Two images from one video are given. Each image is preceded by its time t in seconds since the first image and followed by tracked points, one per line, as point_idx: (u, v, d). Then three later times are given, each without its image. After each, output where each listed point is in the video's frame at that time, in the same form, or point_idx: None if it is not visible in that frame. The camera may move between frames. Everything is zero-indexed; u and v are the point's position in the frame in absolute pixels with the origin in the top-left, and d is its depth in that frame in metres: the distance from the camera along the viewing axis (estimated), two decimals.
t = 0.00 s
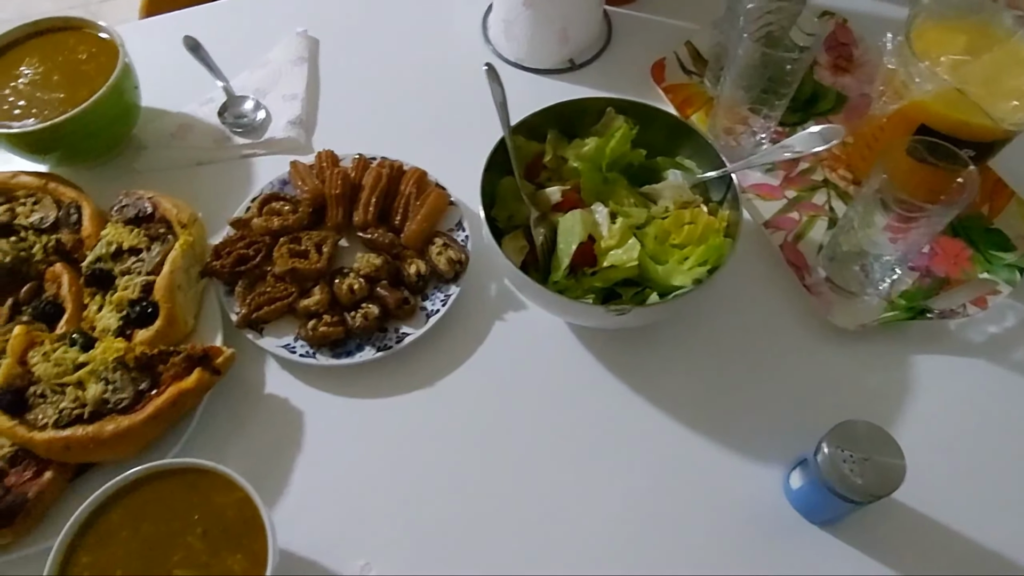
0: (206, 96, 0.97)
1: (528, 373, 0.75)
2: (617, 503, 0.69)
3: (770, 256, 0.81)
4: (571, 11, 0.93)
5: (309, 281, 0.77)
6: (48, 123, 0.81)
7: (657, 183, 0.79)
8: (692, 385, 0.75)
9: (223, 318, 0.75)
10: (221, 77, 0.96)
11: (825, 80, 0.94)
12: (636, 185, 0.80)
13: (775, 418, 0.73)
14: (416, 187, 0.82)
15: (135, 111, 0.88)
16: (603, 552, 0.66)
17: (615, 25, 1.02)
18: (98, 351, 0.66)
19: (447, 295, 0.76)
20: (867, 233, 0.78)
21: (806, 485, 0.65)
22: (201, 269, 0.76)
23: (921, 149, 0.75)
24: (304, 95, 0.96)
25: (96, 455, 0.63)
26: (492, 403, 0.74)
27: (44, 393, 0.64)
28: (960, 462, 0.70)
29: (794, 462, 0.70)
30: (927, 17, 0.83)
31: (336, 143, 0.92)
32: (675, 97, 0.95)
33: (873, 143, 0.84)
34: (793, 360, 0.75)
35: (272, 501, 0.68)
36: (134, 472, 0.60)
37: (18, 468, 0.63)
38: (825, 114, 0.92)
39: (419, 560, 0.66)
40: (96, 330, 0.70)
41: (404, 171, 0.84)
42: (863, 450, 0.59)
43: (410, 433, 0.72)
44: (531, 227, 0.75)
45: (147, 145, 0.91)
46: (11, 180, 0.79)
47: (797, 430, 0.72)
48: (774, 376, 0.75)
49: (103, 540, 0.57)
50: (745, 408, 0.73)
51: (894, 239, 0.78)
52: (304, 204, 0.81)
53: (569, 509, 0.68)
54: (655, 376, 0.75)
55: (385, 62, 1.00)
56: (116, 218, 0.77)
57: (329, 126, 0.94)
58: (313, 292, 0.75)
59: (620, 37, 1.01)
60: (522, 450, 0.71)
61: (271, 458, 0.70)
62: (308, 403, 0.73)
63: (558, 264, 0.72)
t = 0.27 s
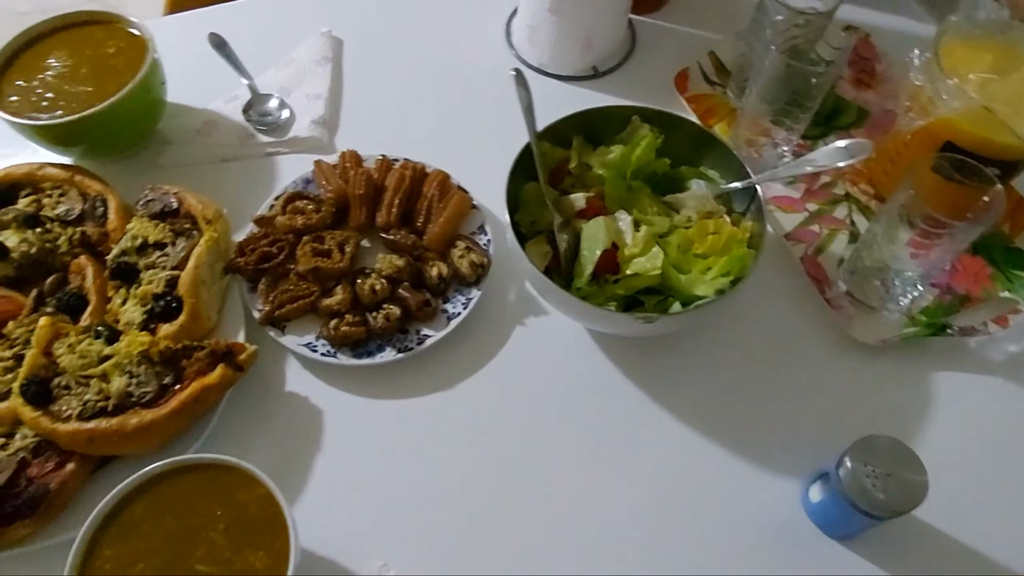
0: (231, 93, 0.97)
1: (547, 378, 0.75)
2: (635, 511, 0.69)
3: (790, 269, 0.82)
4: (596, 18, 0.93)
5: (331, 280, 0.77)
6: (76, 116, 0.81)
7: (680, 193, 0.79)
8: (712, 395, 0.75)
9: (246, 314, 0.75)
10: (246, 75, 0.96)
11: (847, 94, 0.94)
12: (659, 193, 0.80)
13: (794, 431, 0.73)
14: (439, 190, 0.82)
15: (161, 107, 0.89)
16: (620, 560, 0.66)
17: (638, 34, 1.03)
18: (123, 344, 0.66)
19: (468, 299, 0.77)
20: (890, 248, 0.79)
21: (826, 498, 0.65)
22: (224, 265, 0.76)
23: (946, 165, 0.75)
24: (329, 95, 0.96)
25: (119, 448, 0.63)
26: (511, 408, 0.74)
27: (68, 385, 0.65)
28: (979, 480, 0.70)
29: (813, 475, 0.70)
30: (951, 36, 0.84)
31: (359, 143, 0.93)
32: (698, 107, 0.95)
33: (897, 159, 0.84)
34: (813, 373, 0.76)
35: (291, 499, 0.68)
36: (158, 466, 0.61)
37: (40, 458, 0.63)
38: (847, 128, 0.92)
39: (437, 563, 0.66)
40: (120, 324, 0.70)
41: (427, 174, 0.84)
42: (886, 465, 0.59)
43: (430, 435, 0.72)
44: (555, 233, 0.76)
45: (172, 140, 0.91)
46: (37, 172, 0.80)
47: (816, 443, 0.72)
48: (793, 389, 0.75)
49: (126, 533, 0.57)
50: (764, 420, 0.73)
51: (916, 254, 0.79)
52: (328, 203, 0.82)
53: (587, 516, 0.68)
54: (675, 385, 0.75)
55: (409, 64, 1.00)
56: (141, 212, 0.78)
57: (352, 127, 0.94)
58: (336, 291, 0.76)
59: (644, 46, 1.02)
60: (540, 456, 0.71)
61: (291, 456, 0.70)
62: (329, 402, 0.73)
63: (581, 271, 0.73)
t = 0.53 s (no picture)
0: (266, 94, 0.98)
1: (579, 390, 0.75)
2: (665, 526, 0.68)
3: (823, 287, 0.81)
4: (633, 29, 0.93)
5: (365, 284, 0.77)
6: (118, 112, 0.82)
7: (716, 208, 0.79)
8: (743, 412, 0.74)
9: (280, 315, 0.76)
10: (282, 76, 0.97)
11: (882, 114, 0.94)
12: (695, 208, 0.80)
13: (825, 450, 0.72)
14: (474, 197, 0.82)
15: (200, 105, 0.89)
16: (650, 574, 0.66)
17: (673, 47, 1.03)
18: (161, 342, 0.67)
19: (501, 307, 0.77)
20: (926, 271, 0.79)
21: (859, 522, 0.65)
22: (260, 265, 0.77)
23: (988, 191, 0.74)
24: (363, 98, 0.97)
25: (155, 445, 0.63)
26: (542, 418, 0.74)
27: (105, 380, 0.65)
28: (1012, 507, 0.70)
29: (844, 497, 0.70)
30: (992, 61, 0.84)
31: (393, 146, 0.93)
32: (732, 123, 0.95)
33: (935, 181, 0.84)
34: (845, 394, 0.75)
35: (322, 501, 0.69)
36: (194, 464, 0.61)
37: (77, 452, 0.63)
38: (881, 149, 0.91)
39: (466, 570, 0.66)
40: (157, 320, 0.71)
41: (462, 180, 0.84)
42: (921, 491, 0.59)
43: (460, 442, 0.72)
44: (590, 243, 0.76)
45: (208, 139, 0.92)
46: (77, 166, 0.80)
47: (848, 464, 0.72)
48: (825, 409, 0.75)
49: (162, 530, 0.57)
50: (796, 439, 0.73)
51: (951, 277, 0.79)
52: (362, 206, 0.82)
53: (617, 529, 0.68)
54: (706, 401, 0.75)
55: (444, 70, 1.01)
56: (180, 210, 0.78)
57: (386, 130, 0.95)
58: (370, 295, 0.76)
59: (679, 59, 1.02)
60: (571, 467, 0.71)
61: (322, 458, 0.70)
62: (360, 405, 0.73)
63: (617, 284, 0.73)
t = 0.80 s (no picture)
0: (301, 100, 0.99)
1: (616, 401, 0.75)
2: (704, 540, 0.68)
3: (858, 302, 0.81)
4: (669, 42, 0.92)
5: (403, 292, 0.77)
6: (159, 118, 0.82)
7: (754, 222, 0.79)
8: (781, 426, 0.74)
9: (319, 322, 0.76)
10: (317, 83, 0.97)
11: (916, 129, 0.94)
12: (732, 221, 0.80)
13: (863, 466, 0.72)
14: (511, 207, 0.82)
15: (238, 111, 0.90)
16: None
17: (706, 58, 1.03)
18: (205, 348, 0.67)
19: (539, 317, 0.77)
20: (961, 289, 0.79)
21: (903, 538, 0.65)
22: (299, 272, 0.77)
23: None
24: (397, 106, 0.97)
25: (200, 451, 0.63)
26: (580, 429, 0.74)
27: (150, 385, 0.65)
28: None
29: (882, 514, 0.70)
30: None
31: (428, 154, 0.93)
32: (765, 135, 0.95)
33: (975, 199, 0.84)
34: (882, 410, 0.75)
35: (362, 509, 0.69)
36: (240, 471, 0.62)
37: (121, 457, 0.64)
38: (915, 163, 0.92)
39: None
40: (199, 326, 0.71)
41: (499, 190, 0.84)
42: (968, 509, 0.60)
43: (498, 452, 0.72)
44: (629, 255, 0.76)
45: (245, 145, 0.93)
46: (118, 170, 0.81)
47: (886, 480, 0.72)
48: (863, 424, 0.75)
49: (209, 537, 0.58)
50: (834, 454, 0.73)
51: (990, 296, 0.79)
52: (400, 214, 0.82)
53: (656, 542, 0.68)
54: (744, 414, 0.75)
55: (477, 78, 1.01)
56: (220, 216, 0.79)
57: (421, 138, 0.95)
58: (409, 304, 0.76)
59: (711, 70, 1.02)
60: (609, 479, 0.71)
61: (362, 466, 0.71)
62: (399, 413, 0.73)
63: (656, 297, 0.73)
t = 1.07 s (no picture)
0: (334, 106, 0.99)
1: (651, 412, 0.75)
2: (742, 553, 0.68)
3: (892, 317, 0.82)
4: (703, 56, 0.92)
5: (439, 299, 0.78)
6: (198, 123, 0.83)
7: (791, 235, 0.79)
8: (817, 440, 0.74)
9: (355, 329, 0.76)
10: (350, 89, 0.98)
11: (950, 143, 0.94)
12: (769, 234, 0.80)
13: (900, 481, 0.72)
14: (547, 216, 0.82)
15: (273, 118, 0.90)
16: None
17: (737, 69, 1.03)
18: (245, 353, 0.67)
19: (576, 327, 0.77)
20: (999, 305, 0.79)
21: (944, 555, 0.65)
22: (336, 279, 0.77)
23: None
24: (430, 113, 0.97)
25: (240, 455, 0.64)
26: (615, 440, 0.74)
27: (192, 389, 0.66)
28: None
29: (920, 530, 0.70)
30: None
31: (461, 162, 0.93)
32: (798, 147, 0.95)
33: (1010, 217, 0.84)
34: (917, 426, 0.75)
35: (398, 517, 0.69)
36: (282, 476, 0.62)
37: (163, 461, 0.64)
38: (948, 177, 0.92)
39: None
40: (238, 331, 0.71)
41: (533, 199, 0.84)
42: (1016, 529, 0.61)
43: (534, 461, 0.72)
44: (666, 266, 0.76)
45: (279, 150, 0.92)
46: (157, 175, 0.82)
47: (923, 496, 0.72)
48: (899, 440, 0.74)
49: (253, 542, 0.58)
50: (871, 469, 0.73)
51: None
52: (436, 222, 0.82)
53: (693, 554, 0.68)
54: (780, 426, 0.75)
55: (509, 86, 1.01)
56: (258, 221, 0.79)
57: (454, 145, 0.95)
58: (445, 312, 0.76)
59: (743, 82, 1.02)
60: (645, 490, 0.71)
61: (399, 473, 0.71)
62: (435, 421, 0.74)
63: (694, 308, 0.73)
